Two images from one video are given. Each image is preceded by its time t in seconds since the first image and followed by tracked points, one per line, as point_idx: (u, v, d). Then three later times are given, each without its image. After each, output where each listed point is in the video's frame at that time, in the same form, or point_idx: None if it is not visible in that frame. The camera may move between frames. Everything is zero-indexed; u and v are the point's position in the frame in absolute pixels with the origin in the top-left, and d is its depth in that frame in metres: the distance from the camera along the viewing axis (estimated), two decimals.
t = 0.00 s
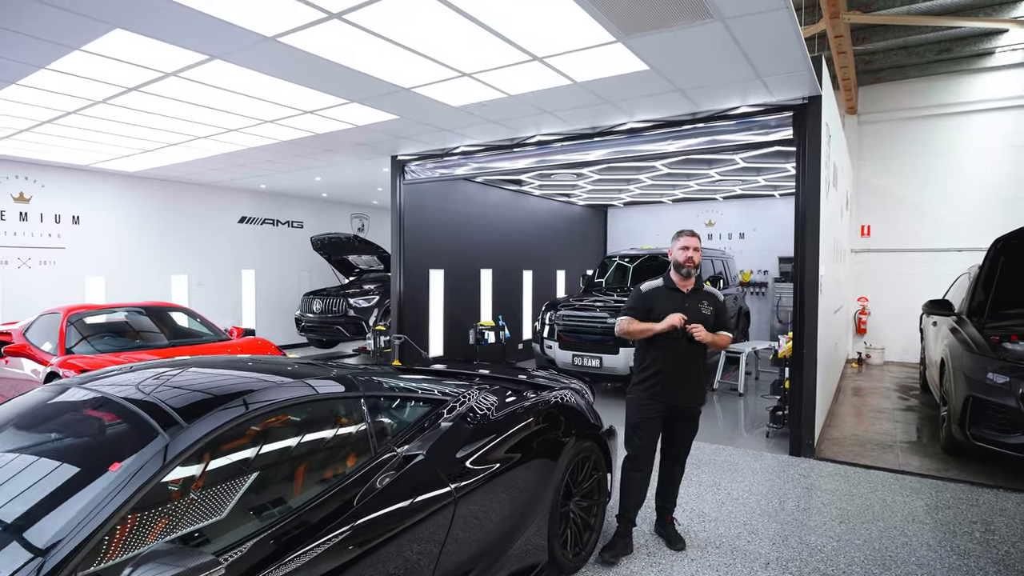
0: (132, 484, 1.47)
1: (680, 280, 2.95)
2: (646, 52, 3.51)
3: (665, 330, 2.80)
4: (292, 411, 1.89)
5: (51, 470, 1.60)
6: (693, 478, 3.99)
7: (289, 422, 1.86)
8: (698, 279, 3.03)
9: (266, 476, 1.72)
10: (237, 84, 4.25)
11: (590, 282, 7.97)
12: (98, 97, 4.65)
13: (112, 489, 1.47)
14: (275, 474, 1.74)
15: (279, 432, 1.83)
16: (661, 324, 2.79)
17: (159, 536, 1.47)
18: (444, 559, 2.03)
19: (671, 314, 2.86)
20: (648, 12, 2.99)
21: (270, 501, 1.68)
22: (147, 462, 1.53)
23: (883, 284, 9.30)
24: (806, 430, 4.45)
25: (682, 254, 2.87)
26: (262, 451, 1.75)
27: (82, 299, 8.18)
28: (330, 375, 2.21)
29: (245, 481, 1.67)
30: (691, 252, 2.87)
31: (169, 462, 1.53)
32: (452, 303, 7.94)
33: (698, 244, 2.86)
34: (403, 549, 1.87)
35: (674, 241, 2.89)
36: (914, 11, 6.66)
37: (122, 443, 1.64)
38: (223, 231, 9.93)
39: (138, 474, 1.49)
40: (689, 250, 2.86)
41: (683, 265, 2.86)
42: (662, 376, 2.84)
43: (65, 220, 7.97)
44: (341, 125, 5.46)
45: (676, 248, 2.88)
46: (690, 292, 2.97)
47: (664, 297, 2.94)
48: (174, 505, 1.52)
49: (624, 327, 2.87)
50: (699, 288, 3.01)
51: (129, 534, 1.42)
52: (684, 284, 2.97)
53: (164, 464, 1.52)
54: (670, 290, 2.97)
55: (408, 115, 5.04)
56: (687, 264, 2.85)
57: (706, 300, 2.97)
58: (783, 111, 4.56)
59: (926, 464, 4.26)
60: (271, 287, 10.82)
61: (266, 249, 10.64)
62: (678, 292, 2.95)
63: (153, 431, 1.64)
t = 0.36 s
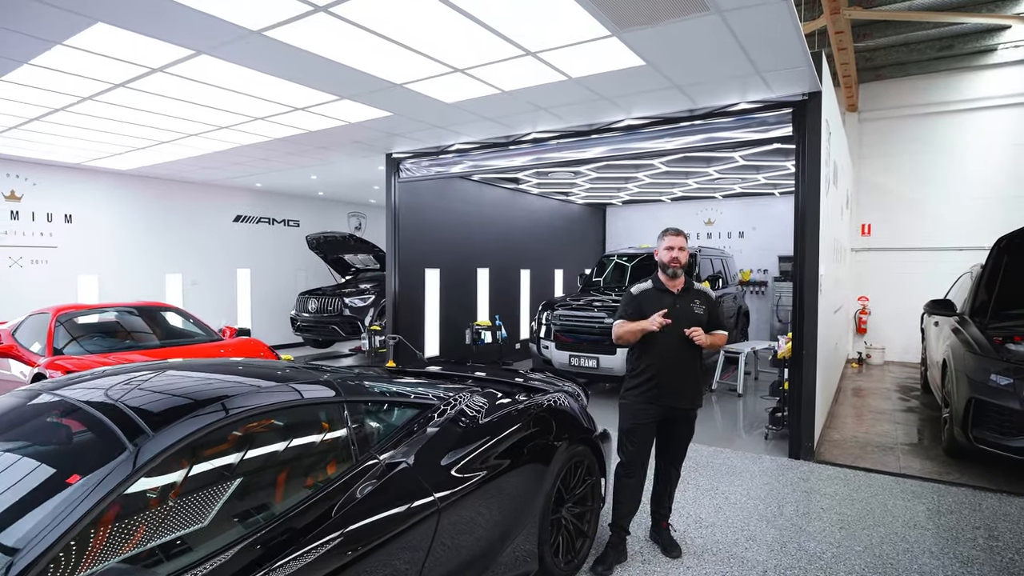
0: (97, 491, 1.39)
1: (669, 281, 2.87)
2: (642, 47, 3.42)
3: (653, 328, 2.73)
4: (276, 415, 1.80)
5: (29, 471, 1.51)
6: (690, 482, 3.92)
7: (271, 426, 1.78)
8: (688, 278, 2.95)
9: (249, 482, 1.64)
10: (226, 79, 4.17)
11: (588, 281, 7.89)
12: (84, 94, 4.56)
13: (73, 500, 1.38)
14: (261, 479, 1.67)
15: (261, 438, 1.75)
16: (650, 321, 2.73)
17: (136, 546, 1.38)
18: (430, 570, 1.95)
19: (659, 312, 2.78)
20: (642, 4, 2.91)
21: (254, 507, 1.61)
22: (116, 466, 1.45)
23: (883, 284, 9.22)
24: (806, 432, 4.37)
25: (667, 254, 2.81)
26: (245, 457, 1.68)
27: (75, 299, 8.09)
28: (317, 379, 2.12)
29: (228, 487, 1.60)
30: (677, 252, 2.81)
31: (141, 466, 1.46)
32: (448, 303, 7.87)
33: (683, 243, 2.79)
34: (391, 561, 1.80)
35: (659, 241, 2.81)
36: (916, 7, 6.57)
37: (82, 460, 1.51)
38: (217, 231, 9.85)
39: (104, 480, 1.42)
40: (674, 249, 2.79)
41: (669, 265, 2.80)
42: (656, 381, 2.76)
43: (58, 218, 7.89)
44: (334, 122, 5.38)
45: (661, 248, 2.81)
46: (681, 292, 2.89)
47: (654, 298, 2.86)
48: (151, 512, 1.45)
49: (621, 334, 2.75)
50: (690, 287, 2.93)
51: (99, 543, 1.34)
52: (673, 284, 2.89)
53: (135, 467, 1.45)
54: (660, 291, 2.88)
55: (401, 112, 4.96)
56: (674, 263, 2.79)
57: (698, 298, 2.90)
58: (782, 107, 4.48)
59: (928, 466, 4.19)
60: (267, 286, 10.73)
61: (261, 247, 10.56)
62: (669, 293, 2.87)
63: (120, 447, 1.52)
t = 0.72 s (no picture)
0: (58, 498, 1.30)
1: (660, 279, 2.80)
2: (637, 40, 3.34)
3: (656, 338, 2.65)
4: (259, 419, 1.74)
5: None
6: (687, 485, 3.84)
7: (254, 430, 1.71)
8: (680, 276, 2.88)
9: (233, 487, 1.58)
10: (215, 75, 4.09)
11: (586, 280, 7.81)
12: (71, 89, 4.48)
13: (30, 510, 1.28)
14: (246, 484, 1.60)
15: (243, 442, 1.68)
16: (653, 330, 2.65)
17: (114, 553, 1.31)
18: None
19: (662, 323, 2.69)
20: None
21: (239, 512, 1.55)
22: (81, 472, 1.36)
23: (885, 283, 9.13)
24: (805, 434, 4.30)
25: (658, 250, 2.73)
26: (230, 461, 1.61)
27: (69, 299, 8.02)
28: (303, 382, 2.05)
29: (212, 492, 1.54)
30: (666, 249, 2.73)
31: (109, 470, 1.36)
32: (444, 302, 7.79)
33: (674, 238, 2.71)
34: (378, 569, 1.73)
35: (648, 238, 2.74)
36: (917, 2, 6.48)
37: (42, 469, 1.40)
38: (213, 229, 9.78)
39: (67, 486, 1.32)
40: (664, 246, 2.72)
41: (660, 261, 2.72)
42: (650, 384, 2.69)
43: (50, 217, 7.82)
44: (327, 119, 5.30)
45: (651, 245, 2.74)
46: (673, 291, 2.82)
47: (646, 298, 2.79)
48: (130, 519, 1.38)
49: (608, 335, 2.71)
50: (682, 285, 2.87)
51: (69, 551, 1.26)
52: (664, 282, 2.81)
53: (103, 472, 1.36)
54: (651, 291, 2.81)
55: (395, 108, 4.88)
56: (665, 259, 2.71)
57: (690, 296, 2.84)
58: (781, 104, 4.40)
59: (930, 469, 4.11)
60: (264, 286, 10.66)
61: (257, 246, 10.49)
62: (661, 292, 2.80)
63: (81, 459, 1.40)
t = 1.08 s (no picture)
0: (17, 505, 1.22)
1: (659, 279, 2.73)
2: (634, 34, 3.27)
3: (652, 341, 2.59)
4: (244, 422, 1.66)
5: None
6: (685, 488, 3.77)
7: (237, 432, 1.63)
8: (679, 276, 2.80)
9: (218, 491, 1.51)
10: (205, 71, 4.02)
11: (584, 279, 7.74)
12: (59, 85, 4.42)
13: None
14: (230, 488, 1.54)
15: (227, 444, 1.60)
16: (648, 333, 2.59)
17: (91, 561, 1.24)
18: None
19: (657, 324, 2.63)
20: None
21: (224, 517, 1.48)
22: (43, 479, 1.28)
23: (886, 282, 9.05)
24: (805, 436, 4.22)
25: (657, 249, 2.66)
26: (215, 464, 1.54)
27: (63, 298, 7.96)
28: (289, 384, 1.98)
29: (196, 496, 1.47)
30: (666, 247, 2.66)
31: (77, 475, 1.30)
32: (441, 301, 7.73)
33: (672, 237, 2.65)
34: None
35: (648, 236, 2.67)
36: None
37: None
38: (209, 228, 9.72)
39: (27, 494, 1.25)
40: (664, 244, 2.65)
41: (658, 260, 2.65)
42: (646, 386, 2.62)
43: (44, 215, 7.75)
44: (320, 116, 5.24)
45: (651, 244, 2.67)
46: (671, 292, 2.74)
47: (642, 298, 2.72)
48: (108, 525, 1.32)
49: (606, 340, 2.66)
50: (681, 285, 2.79)
51: (44, 560, 1.20)
52: (663, 282, 2.74)
53: (69, 477, 1.29)
54: (648, 291, 2.74)
55: (389, 105, 4.81)
56: (664, 258, 2.64)
57: (688, 297, 2.75)
58: (781, 100, 4.33)
59: (933, 472, 4.03)
60: (261, 284, 10.60)
61: (254, 245, 10.42)
62: (658, 293, 2.73)
63: (41, 468, 1.31)
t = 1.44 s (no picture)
0: None
1: (654, 278, 2.67)
2: (629, 29, 3.22)
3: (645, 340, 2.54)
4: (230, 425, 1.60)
5: None
6: (682, 490, 3.71)
7: (222, 435, 1.57)
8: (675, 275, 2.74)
9: (206, 494, 1.46)
10: (196, 67, 3.97)
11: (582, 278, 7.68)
12: (49, 82, 4.36)
13: None
14: (216, 491, 1.48)
15: (213, 446, 1.55)
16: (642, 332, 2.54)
17: (73, 566, 1.19)
18: None
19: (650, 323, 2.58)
20: None
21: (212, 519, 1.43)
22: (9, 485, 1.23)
23: (887, 281, 8.98)
24: (804, 438, 4.16)
25: (654, 248, 2.60)
26: (204, 466, 1.49)
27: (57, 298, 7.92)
28: (275, 386, 1.93)
29: (183, 499, 1.42)
30: (663, 246, 2.60)
31: (48, 478, 1.25)
32: (438, 301, 7.68)
33: (670, 236, 2.58)
34: None
35: (645, 235, 2.61)
36: None
37: None
38: (206, 227, 9.67)
39: None
40: (661, 244, 2.58)
41: (653, 260, 2.59)
42: (639, 387, 2.57)
43: (39, 214, 7.70)
44: (314, 113, 5.18)
45: (647, 243, 2.60)
46: (666, 291, 2.69)
47: (636, 298, 2.67)
48: (89, 530, 1.26)
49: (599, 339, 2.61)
50: (676, 284, 2.73)
51: (23, 564, 1.15)
52: (658, 282, 2.68)
53: (39, 481, 1.24)
54: (643, 290, 2.69)
55: (383, 102, 4.76)
56: (660, 258, 2.57)
57: (683, 297, 2.69)
58: (780, 97, 4.27)
59: (933, 474, 3.98)
60: (258, 284, 10.55)
61: (251, 244, 10.37)
62: (652, 292, 2.67)
63: (2, 476, 1.26)
